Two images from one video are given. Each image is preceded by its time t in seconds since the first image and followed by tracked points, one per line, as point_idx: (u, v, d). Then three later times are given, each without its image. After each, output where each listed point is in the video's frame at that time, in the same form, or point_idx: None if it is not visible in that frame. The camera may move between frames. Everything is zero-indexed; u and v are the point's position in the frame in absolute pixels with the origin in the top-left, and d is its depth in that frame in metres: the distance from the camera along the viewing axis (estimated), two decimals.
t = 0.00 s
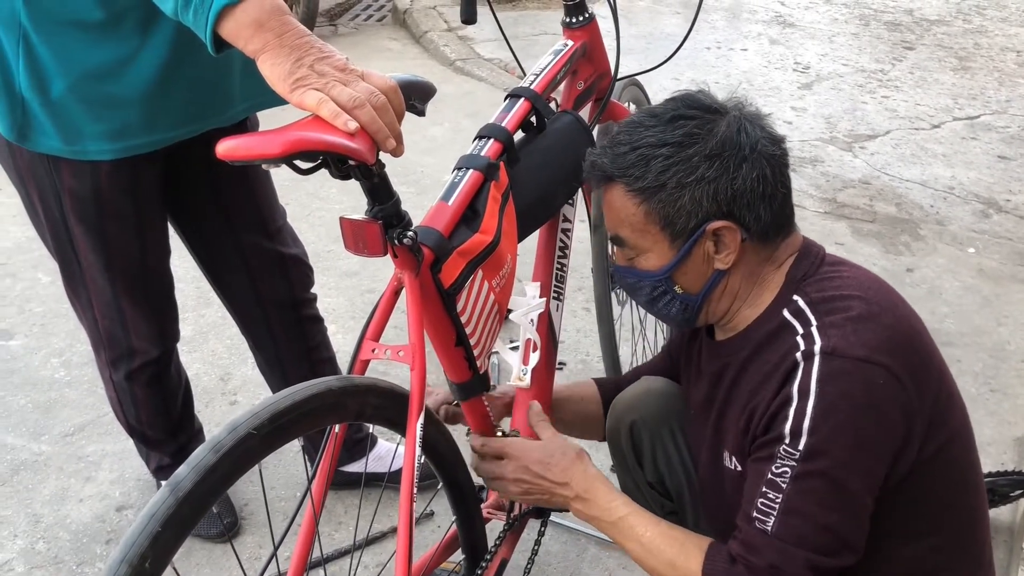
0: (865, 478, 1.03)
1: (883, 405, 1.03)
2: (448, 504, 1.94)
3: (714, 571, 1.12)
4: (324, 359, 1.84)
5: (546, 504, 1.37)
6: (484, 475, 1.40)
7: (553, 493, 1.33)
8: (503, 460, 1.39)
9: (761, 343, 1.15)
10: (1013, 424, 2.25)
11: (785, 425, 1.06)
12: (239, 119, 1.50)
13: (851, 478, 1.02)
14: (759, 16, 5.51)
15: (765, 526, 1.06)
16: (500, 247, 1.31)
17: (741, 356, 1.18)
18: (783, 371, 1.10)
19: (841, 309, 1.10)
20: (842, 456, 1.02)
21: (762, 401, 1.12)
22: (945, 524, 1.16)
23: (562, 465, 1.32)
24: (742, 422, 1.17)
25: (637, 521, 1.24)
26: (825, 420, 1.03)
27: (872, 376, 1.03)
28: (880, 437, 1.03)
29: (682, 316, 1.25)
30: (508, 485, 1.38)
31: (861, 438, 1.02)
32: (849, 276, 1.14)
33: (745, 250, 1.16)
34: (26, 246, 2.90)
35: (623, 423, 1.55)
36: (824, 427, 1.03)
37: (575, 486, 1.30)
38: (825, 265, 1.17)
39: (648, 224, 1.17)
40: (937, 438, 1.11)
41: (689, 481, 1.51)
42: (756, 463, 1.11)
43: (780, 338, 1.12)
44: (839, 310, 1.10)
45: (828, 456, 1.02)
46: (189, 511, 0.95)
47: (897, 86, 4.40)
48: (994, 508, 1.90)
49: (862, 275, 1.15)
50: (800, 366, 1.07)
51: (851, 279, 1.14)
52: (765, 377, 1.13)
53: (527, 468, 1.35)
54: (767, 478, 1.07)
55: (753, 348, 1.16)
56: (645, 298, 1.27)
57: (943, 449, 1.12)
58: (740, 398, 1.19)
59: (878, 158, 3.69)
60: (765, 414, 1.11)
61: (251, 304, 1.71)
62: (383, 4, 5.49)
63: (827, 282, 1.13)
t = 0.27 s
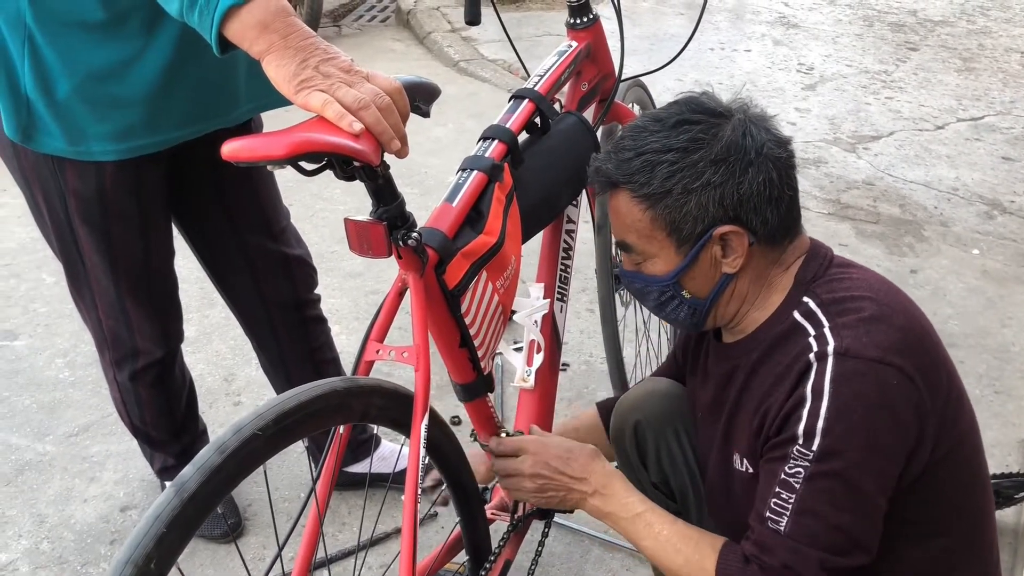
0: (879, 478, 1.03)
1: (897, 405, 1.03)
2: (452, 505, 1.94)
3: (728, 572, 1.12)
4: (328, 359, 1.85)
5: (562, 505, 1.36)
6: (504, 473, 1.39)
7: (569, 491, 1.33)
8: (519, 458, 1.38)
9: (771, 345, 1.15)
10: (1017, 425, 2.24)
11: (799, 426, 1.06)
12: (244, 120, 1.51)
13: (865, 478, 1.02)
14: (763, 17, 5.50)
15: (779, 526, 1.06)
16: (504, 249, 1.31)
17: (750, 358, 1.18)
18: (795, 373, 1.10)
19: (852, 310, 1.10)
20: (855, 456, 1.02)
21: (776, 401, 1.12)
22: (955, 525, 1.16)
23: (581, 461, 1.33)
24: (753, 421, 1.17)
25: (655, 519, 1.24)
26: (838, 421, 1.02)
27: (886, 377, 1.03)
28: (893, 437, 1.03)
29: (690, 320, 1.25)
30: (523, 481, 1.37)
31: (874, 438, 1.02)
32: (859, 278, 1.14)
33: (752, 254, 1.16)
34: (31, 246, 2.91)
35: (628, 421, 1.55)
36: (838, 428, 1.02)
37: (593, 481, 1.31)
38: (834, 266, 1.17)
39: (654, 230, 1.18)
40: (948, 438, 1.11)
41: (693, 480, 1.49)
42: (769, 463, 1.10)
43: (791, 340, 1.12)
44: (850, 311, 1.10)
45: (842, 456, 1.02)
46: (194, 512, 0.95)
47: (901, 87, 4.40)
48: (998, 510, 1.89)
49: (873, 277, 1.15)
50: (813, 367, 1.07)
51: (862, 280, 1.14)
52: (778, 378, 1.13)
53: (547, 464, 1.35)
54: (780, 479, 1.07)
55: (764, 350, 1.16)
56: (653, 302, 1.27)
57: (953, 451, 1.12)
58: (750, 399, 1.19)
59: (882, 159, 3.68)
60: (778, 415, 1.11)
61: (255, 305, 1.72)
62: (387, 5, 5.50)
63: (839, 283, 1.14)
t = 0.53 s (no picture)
0: (871, 484, 1.03)
1: (889, 412, 1.03)
2: (456, 508, 1.94)
3: None
4: (333, 362, 1.88)
5: (558, 506, 1.36)
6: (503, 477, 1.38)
7: (567, 492, 1.33)
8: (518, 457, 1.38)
9: (766, 352, 1.15)
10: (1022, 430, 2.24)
11: (790, 432, 1.06)
12: (250, 124, 1.51)
13: (857, 484, 1.02)
14: (768, 20, 5.51)
15: (769, 531, 1.06)
16: (509, 252, 1.31)
17: (747, 364, 1.18)
18: (788, 379, 1.10)
19: (846, 317, 1.10)
20: (846, 462, 1.02)
21: (769, 406, 1.12)
22: (952, 531, 1.16)
23: (579, 465, 1.33)
24: (748, 426, 1.17)
25: (649, 521, 1.24)
26: (829, 427, 1.02)
27: (878, 383, 1.03)
28: (885, 444, 1.03)
29: (687, 327, 1.25)
30: (522, 481, 1.37)
31: (866, 445, 1.02)
32: (854, 285, 1.14)
33: (748, 261, 1.16)
34: (37, 248, 2.92)
35: (632, 425, 1.56)
36: (828, 434, 1.02)
37: (592, 484, 1.31)
38: (828, 273, 1.17)
39: (650, 237, 1.18)
40: (945, 444, 1.11)
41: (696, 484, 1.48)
42: (761, 468, 1.10)
43: (786, 346, 1.12)
44: (845, 317, 1.10)
45: (833, 462, 1.02)
46: (200, 516, 0.95)
47: (906, 91, 4.39)
48: (1003, 515, 1.89)
49: (868, 283, 1.15)
50: (805, 373, 1.07)
51: (856, 287, 1.14)
52: (772, 383, 1.13)
53: (546, 464, 1.35)
54: (771, 484, 1.07)
55: (760, 356, 1.16)
56: (650, 309, 1.27)
57: (949, 456, 1.12)
58: (746, 405, 1.19)
59: (886, 163, 3.68)
60: (771, 421, 1.11)
61: (262, 308, 1.74)
62: (392, 8, 5.52)
63: (833, 289, 1.14)
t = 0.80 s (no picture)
0: (877, 488, 1.03)
1: (895, 416, 1.03)
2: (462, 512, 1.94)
3: None
4: (341, 365, 1.90)
5: (565, 509, 1.35)
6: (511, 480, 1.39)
7: (574, 494, 1.33)
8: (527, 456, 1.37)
9: (773, 357, 1.15)
10: None
11: (796, 436, 1.06)
12: (259, 129, 1.52)
13: (862, 489, 1.02)
14: (774, 26, 5.51)
15: (776, 535, 1.07)
16: (516, 258, 1.32)
17: (754, 369, 1.18)
18: (794, 383, 1.10)
19: (851, 322, 1.10)
20: (852, 466, 1.02)
21: (775, 411, 1.12)
22: (959, 535, 1.16)
23: (589, 467, 1.34)
24: (754, 431, 1.17)
25: (657, 524, 1.24)
26: (834, 432, 1.03)
27: (883, 388, 1.03)
28: (891, 448, 1.03)
29: (694, 334, 1.26)
30: (530, 478, 1.37)
31: (871, 450, 1.02)
32: (860, 290, 1.15)
33: (754, 266, 1.16)
34: (47, 252, 2.94)
35: (638, 429, 1.55)
36: (833, 439, 1.03)
37: (599, 488, 1.31)
38: (834, 278, 1.17)
39: (656, 245, 1.18)
40: (951, 448, 1.11)
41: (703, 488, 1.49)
42: (767, 473, 1.11)
43: (793, 350, 1.13)
44: (850, 322, 1.10)
45: (838, 466, 1.02)
46: (208, 520, 0.94)
47: (913, 97, 4.39)
48: (1011, 522, 1.88)
49: (873, 288, 1.16)
50: (810, 377, 1.08)
51: (862, 291, 1.14)
52: (778, 389, 1.14)
53: (553, 464, 1.35)
54: (777, 488, 1.07)
55: (767, 361, 1.16)
56: (657, 317, 1.27)
57: (956, 461, 1.12)
58: (753, 410, 1.19)
59: (894, 169, 3.68)
60: (776, 425, 1.11)
61: (271, 311, 1.76)
62: (400, 13, 5.54)
63: (838, 293, 1.14)
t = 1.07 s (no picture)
0: (891, 488, 1.03)
1: (909, 416, 1.03)
2: (470, 516, 1.94)
3: None
4: (349, 367, 1.91)
5: (573, 512, 1.35)
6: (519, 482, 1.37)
7: (583, 498, 1.32)
8: (536, 461, 1.36)
9: (786, 358, 1.16)
10: None
11: (810, 435, 1.06)
12: (269, 132, 1.53)
13: (876, 489, 1.02)
14: (784, 32, 5.51)
15: (789, 535, 1.06)
16: (524, 260, 1.32)
17: (768, 370, 1.19)
18: (809, 383, 1.10)
19: (865, 323, 1.10)
20: (866, 466, 1.02)
21: (789, 411, 1.12)
22: (971, 539, 1.15)
23: (596, 472, 1.33)
24: (768, 432, 1.17)
25: (666, 527, 1.25)
26: (849, 431, 1.03)
27: (897, 388, 1.03)
28: (905, 448, 1.03)
29: (707, 334, 1.25)
30: (538, 484, 1.35)
31: (886, 450, 1.02)
32: (873, 292, 1.15)
33: (769, 266, 1.16)
34: (58, 254, 2.96)
35: (649, 432, 1.54)
36: (848, 438, 1.03)
37: (609, 492, 1.31)
38: (847, 281, 1.18)
39: (672, 243, 1.18)
40: (964, 451, 1.11)
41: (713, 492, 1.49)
42: (781, 473, 1.11)
43: (806, 351, 1.13)
44: (864, 323, 1.10)
45: (852, 465, 1.02)
46: (216, 520, 0.94)
47: (922, 103, 4.38)
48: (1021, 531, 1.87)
49: (886, 291, 1.16)
50: (824, 377, 1.08)
51: (875, 294, 1.14)
52: (792, 389, 1.14)
53: (561, 469, 1.34)
54: (791, 487, 1.07)
55: (781, 362, 1.16)
56: (670, 316, 1.27)
57: (968, 464, 1.11)
58: (767, 411, 1.19)
59: (903, 175, 3.67)
60: (791, 425, 1.11)
61: (279, 313, 1.77)
62: (409, 18, 5.56)
63: (851, 295, 1.14)
